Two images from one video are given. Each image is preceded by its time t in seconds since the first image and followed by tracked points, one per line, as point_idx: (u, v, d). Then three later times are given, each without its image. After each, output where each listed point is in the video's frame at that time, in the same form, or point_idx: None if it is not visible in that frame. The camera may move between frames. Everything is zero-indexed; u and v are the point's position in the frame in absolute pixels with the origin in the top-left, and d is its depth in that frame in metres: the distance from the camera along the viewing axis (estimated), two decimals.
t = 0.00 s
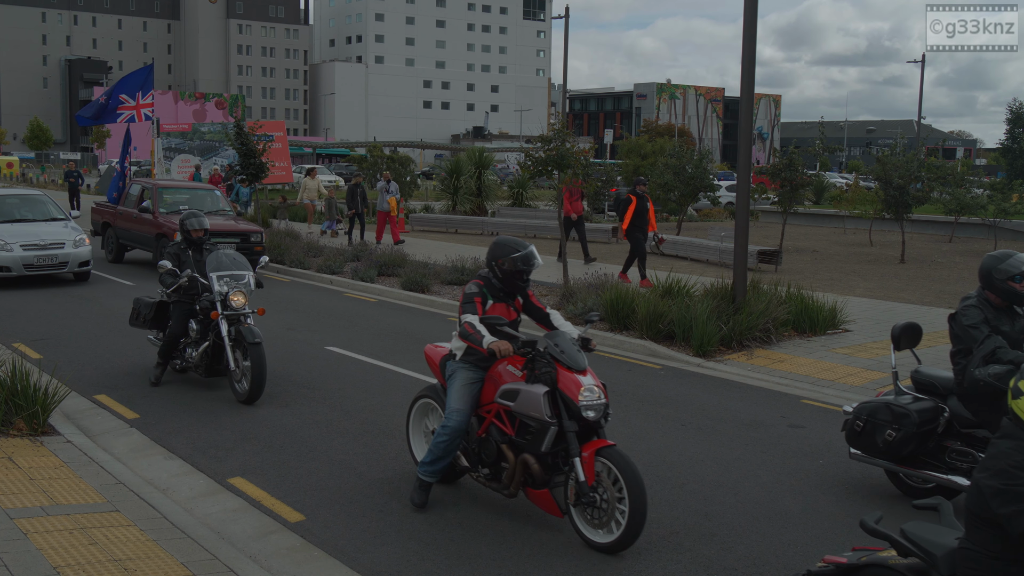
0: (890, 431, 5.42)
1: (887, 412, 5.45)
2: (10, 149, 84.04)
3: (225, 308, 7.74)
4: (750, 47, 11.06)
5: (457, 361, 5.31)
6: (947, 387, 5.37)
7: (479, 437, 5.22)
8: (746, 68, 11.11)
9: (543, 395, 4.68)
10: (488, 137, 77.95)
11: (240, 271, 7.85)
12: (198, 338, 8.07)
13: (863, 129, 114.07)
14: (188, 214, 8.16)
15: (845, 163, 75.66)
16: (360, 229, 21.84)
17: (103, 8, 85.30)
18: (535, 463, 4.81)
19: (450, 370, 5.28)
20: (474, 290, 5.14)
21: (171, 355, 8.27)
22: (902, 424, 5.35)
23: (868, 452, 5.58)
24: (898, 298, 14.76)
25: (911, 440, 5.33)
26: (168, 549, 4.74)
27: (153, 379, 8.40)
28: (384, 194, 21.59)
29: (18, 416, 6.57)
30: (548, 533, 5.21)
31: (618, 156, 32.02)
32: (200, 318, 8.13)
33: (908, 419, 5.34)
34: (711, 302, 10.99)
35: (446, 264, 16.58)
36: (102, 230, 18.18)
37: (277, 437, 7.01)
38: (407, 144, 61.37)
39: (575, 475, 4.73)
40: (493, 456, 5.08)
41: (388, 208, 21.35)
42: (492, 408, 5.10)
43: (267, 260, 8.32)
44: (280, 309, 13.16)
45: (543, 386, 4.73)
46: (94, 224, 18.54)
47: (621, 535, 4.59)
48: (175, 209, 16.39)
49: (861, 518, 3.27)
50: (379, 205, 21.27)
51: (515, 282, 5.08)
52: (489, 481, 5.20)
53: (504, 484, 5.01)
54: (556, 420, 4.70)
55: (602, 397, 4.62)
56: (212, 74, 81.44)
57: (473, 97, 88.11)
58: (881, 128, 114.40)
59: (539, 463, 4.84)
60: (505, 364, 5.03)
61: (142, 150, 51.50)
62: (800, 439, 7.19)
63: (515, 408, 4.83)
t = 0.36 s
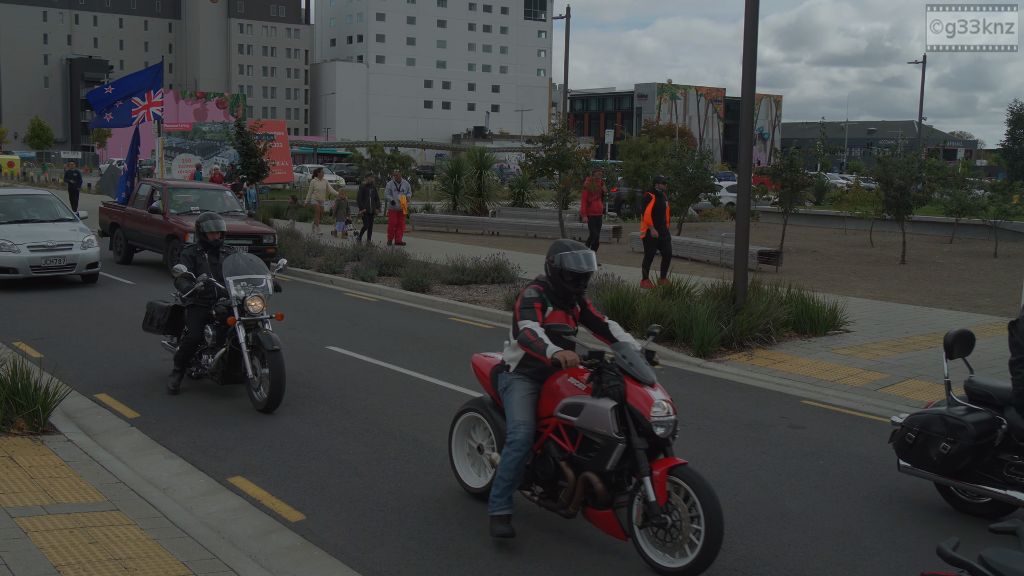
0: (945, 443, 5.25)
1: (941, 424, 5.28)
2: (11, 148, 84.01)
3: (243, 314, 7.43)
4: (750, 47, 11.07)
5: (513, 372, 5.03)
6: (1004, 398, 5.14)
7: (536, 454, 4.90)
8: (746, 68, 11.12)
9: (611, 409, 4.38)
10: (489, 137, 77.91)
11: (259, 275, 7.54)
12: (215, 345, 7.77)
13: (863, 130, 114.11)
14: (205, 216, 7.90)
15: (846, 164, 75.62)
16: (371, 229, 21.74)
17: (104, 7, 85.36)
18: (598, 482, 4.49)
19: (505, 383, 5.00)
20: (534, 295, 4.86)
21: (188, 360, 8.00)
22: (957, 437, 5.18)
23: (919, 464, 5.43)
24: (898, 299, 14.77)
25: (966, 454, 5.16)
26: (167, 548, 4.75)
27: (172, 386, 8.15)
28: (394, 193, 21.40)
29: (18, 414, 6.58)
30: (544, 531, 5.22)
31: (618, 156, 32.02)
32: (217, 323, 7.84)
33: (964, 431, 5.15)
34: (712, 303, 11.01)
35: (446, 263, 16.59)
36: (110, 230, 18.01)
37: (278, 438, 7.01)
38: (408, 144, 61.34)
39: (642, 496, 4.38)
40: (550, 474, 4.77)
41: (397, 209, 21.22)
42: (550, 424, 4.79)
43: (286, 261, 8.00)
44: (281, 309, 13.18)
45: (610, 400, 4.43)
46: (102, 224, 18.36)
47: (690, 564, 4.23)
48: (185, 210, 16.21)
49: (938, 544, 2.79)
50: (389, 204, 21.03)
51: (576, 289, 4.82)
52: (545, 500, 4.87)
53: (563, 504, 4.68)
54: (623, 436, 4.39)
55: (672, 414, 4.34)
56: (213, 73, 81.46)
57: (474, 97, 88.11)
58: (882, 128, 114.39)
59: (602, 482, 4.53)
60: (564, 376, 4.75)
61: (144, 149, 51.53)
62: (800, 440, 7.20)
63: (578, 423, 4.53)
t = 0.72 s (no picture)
0: (1000, 457, 5.08)
1: (996, 435, 5.11)
2: (11, 146, 83.87)
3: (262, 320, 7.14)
4: (750, 47, 11.06)
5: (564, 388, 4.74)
6: None
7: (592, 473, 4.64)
8: (746, 68, 11.11)
9: (679, 426, 4.12)
10: (490, 136, 77.87)
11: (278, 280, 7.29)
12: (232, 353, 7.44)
13: (863, 130, 114.04)
14: (223, 219, 7.66)
15: (846, 163, 75.57)
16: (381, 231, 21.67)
17: (105, 6, 85.29)
18: (665, 503, 4.22)
19: (555, 401, 4.73)
20: (585, 306, 4.58)
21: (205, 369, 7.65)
22: (1014, 450, 5.03)
23: (969, 477, 5.26)
24: (898, 299, 14.78)
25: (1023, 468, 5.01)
26: (167, 547, 4.74)
27: (189, 396, 7.80)
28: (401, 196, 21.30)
29: (18, 413, 6.57)
30: (546, 531, 5.20)
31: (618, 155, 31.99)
32: (234, 331, 7.50)
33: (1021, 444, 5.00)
34: (712, 302, 11.01)
35: (446, 263, 16.57)
36: (118, 231, 17.82)
37: (278, 436, 7.01)
38: (408, 144, 61.29)
39: (713, 516, 4.13)
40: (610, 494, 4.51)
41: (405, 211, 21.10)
42: (608, 442, 4.52)
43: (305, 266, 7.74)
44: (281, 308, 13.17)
45: (676, 417, 4.17)
46: (109, 224, 18.16)
47: None
48: (196, 210, 16.00)
49: None
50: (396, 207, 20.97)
51: (626, 297, 4.55)
52: (604, 522, 4.59)
53: (625, 526, 4.40)
54: (692, 454, 4.13)
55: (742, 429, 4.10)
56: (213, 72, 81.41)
57: (474, 96, 88.08)
58: (882, 128, 114.38)
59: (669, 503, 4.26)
60: (619, 391, 4.49)
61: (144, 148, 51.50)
62: (799, 439, 7.19)
63: (643, 441, 4.26)
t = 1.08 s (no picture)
0: None
1: None
2: (11, 147, 83.79)
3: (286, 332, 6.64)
4: (749, 48, 11.07)
5: (618, 405, 4.46)
6: None
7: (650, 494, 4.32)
8: (746, 69, 11.12)
9: (748, 447, 3.79)
10: (490, 137, 77.88)
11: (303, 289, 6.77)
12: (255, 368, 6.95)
13: (862, 131, 114.09)
14: (245, 224, 7.16)
15: (846, 165, 75.72)
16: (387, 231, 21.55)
17: (104, 6, 85.22)
18: (735, 529, 3.89)
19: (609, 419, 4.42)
20: (638, 319, 4.34)
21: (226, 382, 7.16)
22: None
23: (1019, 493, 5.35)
24: (897, 300, 14.81)
25: None
26: (165, 548, 4.73)
27: (207, 411, 7.37)
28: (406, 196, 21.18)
29: (16, 414, 6.57)
30: (543, 532, 5.21)
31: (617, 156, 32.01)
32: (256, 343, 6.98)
33: None
34: (711, 304, 11.02)
35: (445, 264, 16.58)
36: (125, 233, 17.56)
37: (277, 437, 7.02)
38: (408, 144, 61.32)
39: (787, 541, 3.82)
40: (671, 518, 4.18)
41: (410, 211, 20.98)
42: (669, 462, 4.20)
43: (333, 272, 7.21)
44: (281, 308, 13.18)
45: (744, 437, 3.85)
46: (116, 225, 17.89)
47: None
48: (206, 212, 15.76)
49: None
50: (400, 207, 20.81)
51: (682, 307, 4.32)
52: (664, 546, 4.26)
53: (688, 551, 4.08)
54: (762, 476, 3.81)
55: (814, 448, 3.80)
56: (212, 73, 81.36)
57: (474, 97, 88.11)
58: (881, 130, 114.52)
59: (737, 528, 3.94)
60: (678, 409, 4.19)
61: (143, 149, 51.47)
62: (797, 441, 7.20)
63: (709, 464, 3.94)
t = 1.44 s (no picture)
0: None
1: None
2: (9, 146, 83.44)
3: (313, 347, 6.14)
4: (748, 49, 11.07)
5: (671, 420, 4.22)
6: None
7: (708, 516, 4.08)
8: (745, 69, 11.14)
9: (816, 467, 3.57)
10: (488, 137, 77.87)
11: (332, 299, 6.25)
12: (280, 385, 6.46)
13: (861, 132, 114.09)
14: (270, 228, 6.68)
15: (844, 166, 75.79)
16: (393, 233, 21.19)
17: (102, 6, 85.08)
18: (803, 553, 3.66)
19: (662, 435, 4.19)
20: (690, 331, 4.12)
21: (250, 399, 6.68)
22: None
23: None
24: (895, 300, 14.82)
25: None
26: (163, 547, 4.74)
27: (231, 429, 6.85)
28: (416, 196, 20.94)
29: (14, 413, 6.57)
30: (541, 533, 5.21)
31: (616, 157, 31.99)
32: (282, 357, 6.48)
33: None
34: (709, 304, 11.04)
35: (444, 264, 16.58)
36: (131, 234, 17.33)
37: (275, 437, 7.02)
38: (407, 144, 61.26)
39: (859, 566, 3.59)
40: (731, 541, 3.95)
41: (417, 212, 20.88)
42: (727, 482, 3.96)
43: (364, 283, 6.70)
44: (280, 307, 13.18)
45: (813, 457, 3.62)
46: (122, 226, 17.63)
47: None
48: (214, 213, 15.46)
49: None
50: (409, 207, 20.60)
51: (737, 317, 4.09)
52: (724, 569, 4.03)
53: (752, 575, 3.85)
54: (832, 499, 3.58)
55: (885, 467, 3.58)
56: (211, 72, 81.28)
57: (472, 97, 88.07)
58: (880, 130, 114.61)
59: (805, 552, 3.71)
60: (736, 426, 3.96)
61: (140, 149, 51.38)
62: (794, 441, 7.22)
63: (774, 485, 3.71)
